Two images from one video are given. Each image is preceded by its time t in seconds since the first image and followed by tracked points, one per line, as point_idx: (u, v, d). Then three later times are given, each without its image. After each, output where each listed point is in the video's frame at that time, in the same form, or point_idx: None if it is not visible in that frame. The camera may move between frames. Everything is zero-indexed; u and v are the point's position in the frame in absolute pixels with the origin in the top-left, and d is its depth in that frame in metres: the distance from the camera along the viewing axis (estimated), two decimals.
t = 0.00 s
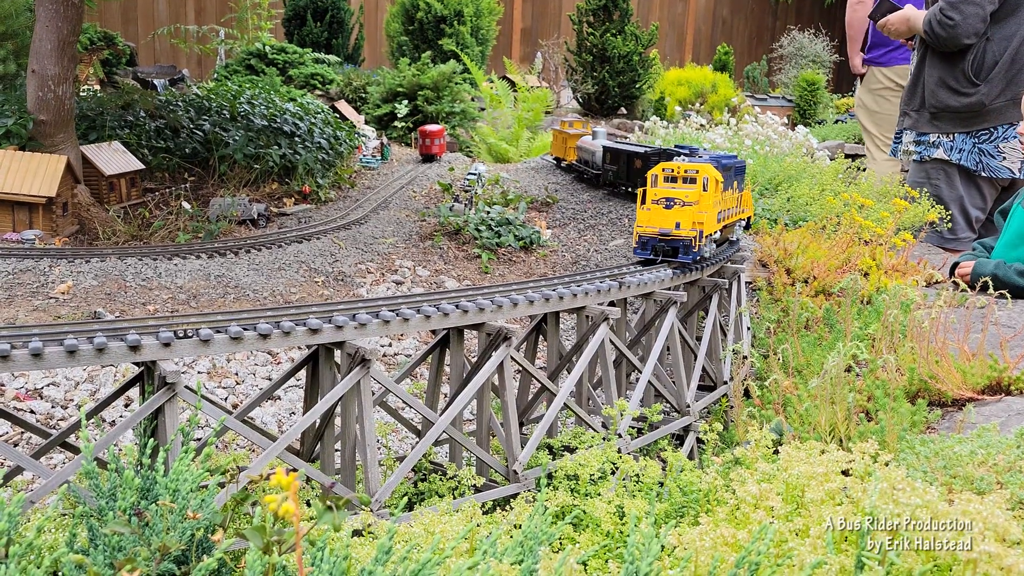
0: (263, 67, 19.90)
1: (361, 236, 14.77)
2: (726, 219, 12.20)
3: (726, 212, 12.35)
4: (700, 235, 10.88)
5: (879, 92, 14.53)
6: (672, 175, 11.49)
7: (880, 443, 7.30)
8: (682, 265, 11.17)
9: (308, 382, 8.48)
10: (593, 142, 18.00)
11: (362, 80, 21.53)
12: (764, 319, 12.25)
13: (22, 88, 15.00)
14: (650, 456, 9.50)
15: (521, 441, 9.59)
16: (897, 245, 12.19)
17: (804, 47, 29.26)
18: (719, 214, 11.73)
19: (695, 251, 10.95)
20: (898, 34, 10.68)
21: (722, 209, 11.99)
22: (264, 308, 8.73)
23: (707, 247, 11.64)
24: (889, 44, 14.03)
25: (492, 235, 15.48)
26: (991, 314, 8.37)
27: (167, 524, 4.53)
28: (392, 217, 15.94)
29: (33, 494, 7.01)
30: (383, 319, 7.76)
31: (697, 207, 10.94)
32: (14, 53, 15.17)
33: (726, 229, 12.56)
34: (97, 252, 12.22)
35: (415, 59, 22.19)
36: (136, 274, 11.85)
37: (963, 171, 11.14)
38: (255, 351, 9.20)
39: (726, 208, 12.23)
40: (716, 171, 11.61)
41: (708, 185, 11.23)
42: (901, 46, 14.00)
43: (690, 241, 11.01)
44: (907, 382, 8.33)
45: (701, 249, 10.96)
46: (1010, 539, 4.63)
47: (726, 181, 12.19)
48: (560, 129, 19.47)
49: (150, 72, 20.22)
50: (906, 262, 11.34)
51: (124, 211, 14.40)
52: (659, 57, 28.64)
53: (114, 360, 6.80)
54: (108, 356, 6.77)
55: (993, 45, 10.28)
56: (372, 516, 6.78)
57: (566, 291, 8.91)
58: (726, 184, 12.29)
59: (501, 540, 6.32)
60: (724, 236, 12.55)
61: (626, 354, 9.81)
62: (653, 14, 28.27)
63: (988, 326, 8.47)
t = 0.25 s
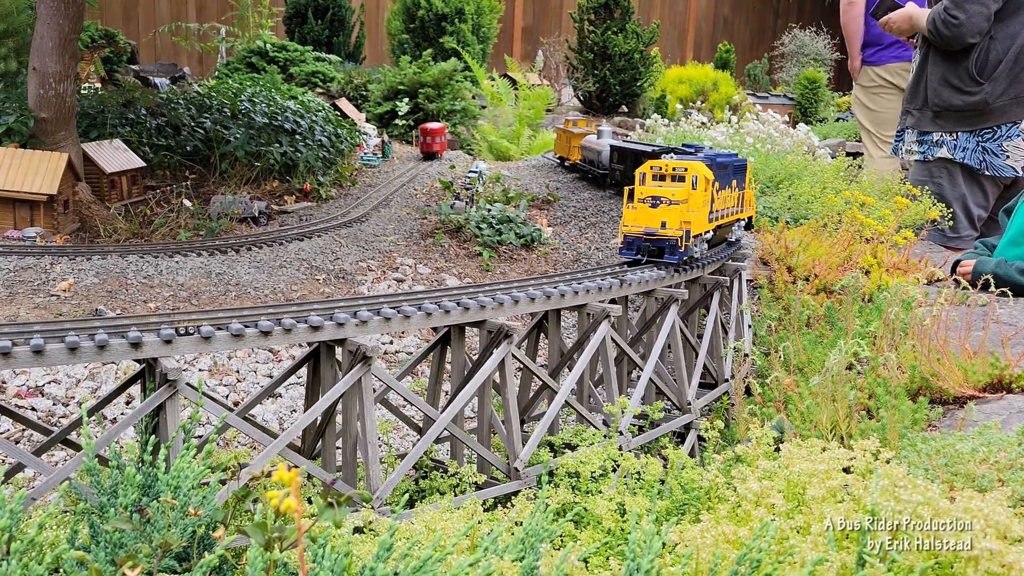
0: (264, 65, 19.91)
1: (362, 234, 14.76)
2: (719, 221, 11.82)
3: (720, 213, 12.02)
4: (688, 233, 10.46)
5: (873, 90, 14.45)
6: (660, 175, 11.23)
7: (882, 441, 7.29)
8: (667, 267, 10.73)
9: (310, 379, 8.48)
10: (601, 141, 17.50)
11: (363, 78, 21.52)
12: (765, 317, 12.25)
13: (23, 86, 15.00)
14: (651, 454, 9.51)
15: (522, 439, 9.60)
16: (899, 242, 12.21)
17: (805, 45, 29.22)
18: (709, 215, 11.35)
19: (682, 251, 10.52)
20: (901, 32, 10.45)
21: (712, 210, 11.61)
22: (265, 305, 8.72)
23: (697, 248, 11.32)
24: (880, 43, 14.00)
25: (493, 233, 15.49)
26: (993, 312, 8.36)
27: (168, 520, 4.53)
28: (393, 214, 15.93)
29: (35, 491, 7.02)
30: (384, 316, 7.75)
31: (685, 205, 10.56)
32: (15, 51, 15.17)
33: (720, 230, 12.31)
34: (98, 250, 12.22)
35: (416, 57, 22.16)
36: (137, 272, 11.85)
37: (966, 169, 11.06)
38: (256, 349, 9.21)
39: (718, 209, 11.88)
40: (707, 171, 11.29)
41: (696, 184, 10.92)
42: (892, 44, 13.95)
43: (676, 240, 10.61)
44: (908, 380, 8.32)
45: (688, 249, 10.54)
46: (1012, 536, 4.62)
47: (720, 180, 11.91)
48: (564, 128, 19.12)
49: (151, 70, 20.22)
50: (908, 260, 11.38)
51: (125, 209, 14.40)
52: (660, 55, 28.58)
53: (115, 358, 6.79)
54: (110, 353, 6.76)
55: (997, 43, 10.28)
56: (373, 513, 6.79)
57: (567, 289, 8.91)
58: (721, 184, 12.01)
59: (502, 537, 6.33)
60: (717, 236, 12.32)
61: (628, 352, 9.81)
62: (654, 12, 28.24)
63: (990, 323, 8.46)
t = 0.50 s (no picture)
0: (265, 62, 19.90)
1: (363, 232, 14.75)
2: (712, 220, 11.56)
3: (713, 212, 11.80)
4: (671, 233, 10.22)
5: (873, 89, 14.43)
6: (647, 172, 10.99)
7: (883, 439, 7.29)
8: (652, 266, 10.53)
9: (311, 377, 8.48)
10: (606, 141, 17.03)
11: (365, 76, 21.50)
12: (766, 315, 12.24)
13: (24, 84, 15.00)
14: (653, 452, 9.50)
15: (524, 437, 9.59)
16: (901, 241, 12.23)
17: (807, 43, 29.19)
18: (699, 214, 11.10)
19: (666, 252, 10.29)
20: (905, 30, 10.48)
21: (703, 209, 11.35)
22: (266, 303, 8.72)
23: (687, 248, 11.13)
24: (878, 42, 14.01)
25: (494, 231, 15.50)
26: (994, 311, 8.35)
27: (170, 518, 4.53)
28: (394, 212, 15.91)
29: (36, 488, 7.02)
30: (385, 314, 7.75)
31: (668, 204, 10.31)
32: (16, 48, 15.15)
33: (714, 229, 12.10)
34: (99, 248, 12.21)
35: (417, 55, 22.11)
36: (138, 269, 11.85)
37: (970, 168, 11.09)
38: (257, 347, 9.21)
39: (711, 208, 11.62)
40: (695, 168, 11.03)
41: (683, 181, 10.65)
42: (890, 43, 13.94)
43: (660, 241, 10.37)
44: (910, 378, 8.31)
45: (672, 249, 10.31)
46: (1013, 534, 4.62)
47: (713, 178, 11.68)
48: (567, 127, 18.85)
49: (153, 68, 20.22)
50: (909, 259, 11.43)
51: (126, 207, 14.39)
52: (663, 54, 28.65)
53: (116, 355, 6.80)
54: (111, 351, 6.77)
55: (1003, 42, 10.26)
56: (374, 511, 6.79)
57: (568, 287, 8.90)
58: (715, 182, 11.79)
59: (503, 535, 6.33)
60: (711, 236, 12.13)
61: (629, 350, 9.81)
62: (655, 10, 28.15)
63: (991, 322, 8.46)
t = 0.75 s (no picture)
0: (266, 61, 19.91)
1: (364, 231, 14.75)
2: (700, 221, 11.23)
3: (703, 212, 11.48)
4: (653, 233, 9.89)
5: (873, 87, 14.40)
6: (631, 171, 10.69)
7: (883, 438, 7.29)
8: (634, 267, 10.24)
9: (311, 375, 8.48)
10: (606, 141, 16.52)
11: (365, 74, 21.49)
12: (767, 313, 12.25)
13: (24, 82, 14.99)
14: (654, 450, 9.50)
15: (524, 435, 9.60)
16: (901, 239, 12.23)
17: (807, 42, 29.17)
18: (685, 214, 10.77)
19: (647, 253, 9.97)
20: (911, 29, 10.25)
21: (691, 209, 11.01)
22: (267, 301, 8.73)
23: (673, 248, 10.85)
24: (878, 40, 14.02)
25: (494, 229, 15.51)
26: (995, 310, 8.35)
27: (170, 516, 4.54)
28: (394, 211, 15.90)
29: (36, 487, 7.03)
30: (385, 313, 7.76)
31: (650, 204, 9.99)
32: (17, 47, 15.13)
33: (705, 230, 11.80)
34: (100, 246, 12.21)
35: (418, 53, 22.08)
36: (138, 268, 11.85)
37: (975, 169, 11.41)
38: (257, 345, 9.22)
39: (701, 208, 11.29)
40: (682, 167, 10.71)
41: (668, 180, 10.34)
42: (890, 42, 13.93)
43: (642, 242, 10.07)
44: (910, 376, 8.30)
45: (654, 250, 9.98)
46: (1014, 533, 4.62)
47: (703, 177, 11.36)
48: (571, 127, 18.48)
49: (153, 66, 20.21)
50: (910, 257, 11.43)
51: (127, 206, 14.39)
52: (663, 51, 28.33)
53: (116, 354, 6.80)
54: (111, 349, 6.77)
55: (1012, 42, 10.21)
56: (375, 510, 6.80)
57: (569, 286, 8.90)
58: (706, 182, 11.48)
59: (504, 533, 6.33)
60: (701, 237, 11.84)
61: (630, 348, 9.81)
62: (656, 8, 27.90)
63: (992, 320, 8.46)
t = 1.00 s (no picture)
0: (267, 60, 19.92)
1: (365, 229, 14.75)
2: (685, 222, 10.84)
3: (690, 214, 11.11)
4: (634, 234, 9.51)
5: (876, 87, 14.39)
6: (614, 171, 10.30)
7: (884, 437, 7.29)
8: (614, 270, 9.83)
9: (312, 374, 8.48)
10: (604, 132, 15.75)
11: (366, 73, 21.47)
12: (768, 313, 12.25)
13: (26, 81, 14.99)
14: (654, 449, 9.46)
15: (525, 434, 9.59)
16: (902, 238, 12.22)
17: (808, 40, 29.15)
18: (669, 215, 10.39)
19: (627, 254, 9.57)
20: (916, 28, 10.39)
21: (676, 210, 10.64)
22: (267, 300, 8.72)
23: (658, 251, 10.49)
24: (882, 39, 14.00)
25: (495, 228, 15.53)
26: (996, 309, 8.36)
27: (170, 515, 4.53)
28: (395, 210, 15.90)
29: (37, 485, 7.03)
30: (385, 312, 7.76)
31: (631, 204, 9.61)
32: (18, 45, 15.13)
33: (694, 233, 11.42)
34: (101, 245, 12.21)
35: (419, 52, 22.06)
36: (139, 267, 11.86)
37: (982, 168, 11.42)
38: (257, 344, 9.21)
39: (687, 210, 10.91)
40: (666, 167, 10.34)
41: (651, 180, 9.94)
42: (894, 41, 13.88)
43: (621, 244, 9.66)
44: (911, 375, 8.29)
45: (634, 252, 9.61)
46: (1015, 532, 4.62)
47: (691, 178, 11.00)
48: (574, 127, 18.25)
49: (153, 66, 20.19)
50: (911, 256, 11.42)
51: (128, 204, 14.38)
52: (664, 50, 28.20)
53: (117, 352, 6.81)
54: (111, 348, 6.78)
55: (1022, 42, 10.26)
56: (375, 509, 6.80)
57: (569, 285, 8.89)
58: (695, 182, 11.12)
59: (504, 532, 6.33)
60: (689, 239, 11.46)
61: (631, 347, 9.80)
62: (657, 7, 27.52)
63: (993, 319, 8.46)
